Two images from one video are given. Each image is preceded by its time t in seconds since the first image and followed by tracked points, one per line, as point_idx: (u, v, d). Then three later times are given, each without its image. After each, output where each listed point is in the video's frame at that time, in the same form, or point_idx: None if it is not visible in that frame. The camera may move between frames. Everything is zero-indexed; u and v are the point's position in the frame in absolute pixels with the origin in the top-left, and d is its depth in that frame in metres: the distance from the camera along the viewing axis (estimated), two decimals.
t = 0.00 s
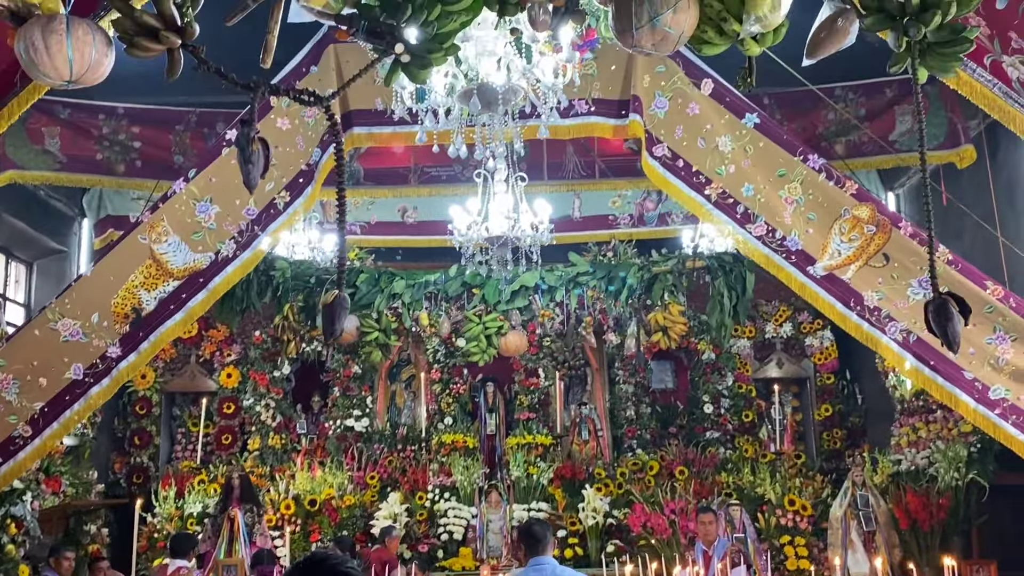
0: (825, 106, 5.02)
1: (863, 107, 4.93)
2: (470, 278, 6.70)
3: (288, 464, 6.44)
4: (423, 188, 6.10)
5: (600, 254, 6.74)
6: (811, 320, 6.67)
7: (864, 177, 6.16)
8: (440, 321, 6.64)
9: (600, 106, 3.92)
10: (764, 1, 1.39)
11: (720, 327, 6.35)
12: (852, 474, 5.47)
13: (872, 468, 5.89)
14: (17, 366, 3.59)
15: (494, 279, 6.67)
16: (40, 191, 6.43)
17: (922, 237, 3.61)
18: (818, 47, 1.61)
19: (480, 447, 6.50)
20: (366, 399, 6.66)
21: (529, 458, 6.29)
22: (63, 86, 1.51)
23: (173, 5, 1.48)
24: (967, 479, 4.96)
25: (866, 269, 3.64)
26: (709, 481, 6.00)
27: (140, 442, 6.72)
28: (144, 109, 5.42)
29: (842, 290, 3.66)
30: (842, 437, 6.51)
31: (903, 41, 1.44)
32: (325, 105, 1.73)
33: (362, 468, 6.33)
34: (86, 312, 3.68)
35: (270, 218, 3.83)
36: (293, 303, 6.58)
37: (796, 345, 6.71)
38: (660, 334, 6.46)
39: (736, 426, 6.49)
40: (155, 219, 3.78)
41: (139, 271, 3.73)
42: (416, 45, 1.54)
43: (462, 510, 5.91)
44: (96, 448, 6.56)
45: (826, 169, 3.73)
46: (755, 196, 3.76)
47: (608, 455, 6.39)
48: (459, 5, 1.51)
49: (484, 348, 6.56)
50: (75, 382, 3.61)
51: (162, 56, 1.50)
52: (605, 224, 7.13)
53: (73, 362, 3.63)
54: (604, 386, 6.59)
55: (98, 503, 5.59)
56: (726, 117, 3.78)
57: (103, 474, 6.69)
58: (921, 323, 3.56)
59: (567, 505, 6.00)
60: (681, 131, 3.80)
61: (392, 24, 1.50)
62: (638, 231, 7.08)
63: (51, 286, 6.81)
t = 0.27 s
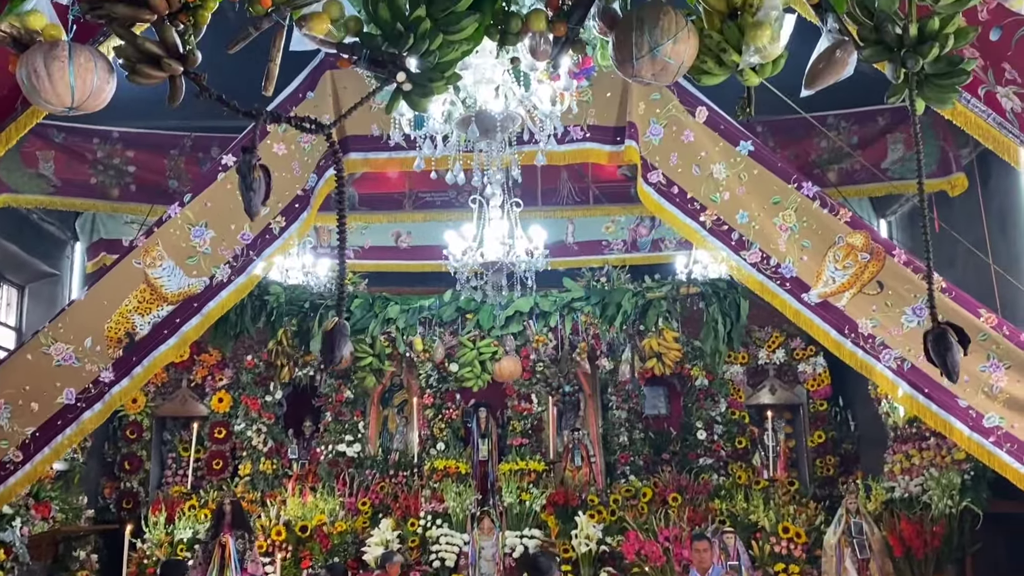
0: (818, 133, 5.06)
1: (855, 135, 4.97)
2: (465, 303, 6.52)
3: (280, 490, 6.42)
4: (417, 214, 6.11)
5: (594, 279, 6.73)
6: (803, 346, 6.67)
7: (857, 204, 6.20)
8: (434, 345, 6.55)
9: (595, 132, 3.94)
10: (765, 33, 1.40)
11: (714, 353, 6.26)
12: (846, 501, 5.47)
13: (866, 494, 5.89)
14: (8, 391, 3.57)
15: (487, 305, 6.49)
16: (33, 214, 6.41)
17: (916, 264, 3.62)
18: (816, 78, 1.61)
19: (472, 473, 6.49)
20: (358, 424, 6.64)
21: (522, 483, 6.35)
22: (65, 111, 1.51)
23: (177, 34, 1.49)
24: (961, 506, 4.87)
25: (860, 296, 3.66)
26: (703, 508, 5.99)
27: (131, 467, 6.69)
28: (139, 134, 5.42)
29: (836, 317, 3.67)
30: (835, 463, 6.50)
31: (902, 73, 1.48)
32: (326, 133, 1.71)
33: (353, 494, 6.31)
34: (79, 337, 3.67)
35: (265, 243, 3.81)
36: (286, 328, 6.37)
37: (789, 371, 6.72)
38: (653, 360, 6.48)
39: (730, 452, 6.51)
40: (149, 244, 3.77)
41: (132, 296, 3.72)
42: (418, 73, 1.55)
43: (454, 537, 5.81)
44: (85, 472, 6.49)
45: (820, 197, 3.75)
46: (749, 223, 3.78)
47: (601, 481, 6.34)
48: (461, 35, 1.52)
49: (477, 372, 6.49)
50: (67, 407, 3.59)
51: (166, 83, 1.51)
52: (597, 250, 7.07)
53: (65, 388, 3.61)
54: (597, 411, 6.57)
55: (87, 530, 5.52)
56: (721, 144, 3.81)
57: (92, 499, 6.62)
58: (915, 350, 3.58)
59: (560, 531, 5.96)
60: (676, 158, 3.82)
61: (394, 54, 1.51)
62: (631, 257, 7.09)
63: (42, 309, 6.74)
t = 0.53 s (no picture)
0: (813, 157, 5.14)
1: (848, 159, 5.00)
2: (459, 325, 6.62)
3: (271, 513, 6.35)
4: (412, 235, 6.13)
5: (587, 301, 6.73)
6: (796, 369, 6.68)
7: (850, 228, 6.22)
8: (428, 367, 6.63)
9: (591, 154, 3.96)
10: (764, 57, 1.41)
11: (708, 377, 6.35)
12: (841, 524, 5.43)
13: (860, 518, 5.88)
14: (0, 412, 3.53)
15: (483, 326, 6.58)
16: (26, 235, 6.39)
17: (911, 288, 3.64)
18: (816, 102, 1.60)
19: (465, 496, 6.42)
20: (350, 446, 6.59)
21: (515, 506, 6.27)
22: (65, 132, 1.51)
23: (179, 57, 1.50)
24: (955, 531, 4.89)
25: (855, 320, 3.67)
26: (697, 532, 5.97)
27: (121, 488, 6.61)
28: (134, 155, 5.43)
29: (831, 341, 3.68)
30: (829, 487, 6.47)
31: (900, 98, 1.50)
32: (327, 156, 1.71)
33: (345, 516, 6.23)
34: (72, 358, 3.64)
35: (260, 264, 3.81)
36: (281, 349, 6.51)
37: (782, 394, 6.67)
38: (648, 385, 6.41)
39: (722, 476, 6.46)
40: (144, 264, 3.75)
41: (126, 316, 3.70)
42: (418, 95, 1.54)
43: (446, 559, 5.76)
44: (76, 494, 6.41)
45: (815, 221, 3.77)
46: (745, 246, 3.79)
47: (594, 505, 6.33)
48: (462, 58, 1.53)
49: (472, 395, 6.51)
50: (58, 429, 3.55)
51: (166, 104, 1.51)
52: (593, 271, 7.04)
53: (57, 409, 3.57)
54: (590, 434, 6.56)
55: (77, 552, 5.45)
56: (716, 168, 3.84)
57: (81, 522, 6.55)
58: (911, 374, 3.58)
59: (553, 555, 5.88)
60: (671, 182, 3.84)
61: (394, 76, 1.50)
62: (624, 279, 7.01)
63: (35, 330, 6.69)
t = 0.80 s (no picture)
0: (809, 183, 5.15)
1: (844, 185, 5.03)
2: (457, 348, 6.48)
3: (265, 537, 6.30)
4: (409, 258, 6.13)
5: (584, 325, 6.70)
6: (792, 394, 6.66)
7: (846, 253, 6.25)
8: (425, 392, 6.47)
9: (590, 178, 3.98)
10: (768, 84, 1.43)
11: (706, 402, 6.27)
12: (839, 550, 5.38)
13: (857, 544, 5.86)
14: None
15: (480, 350, 6.45)
16: (23, 257, 6.37)
17: (908, 314, 3.64)
18: (818, 130, 1.62)
19: (461, 520, 6.42)
20: (345, 470, 6.55)
21: (511, 531, 6.30)
22: (70, 155, 1.51)
23: (185, 81, 1.51)
24: (953, 557, 4.86)
25: (853, 345, 3.68)
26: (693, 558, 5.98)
27: (115, 511, 6.57)
28: (133, 177, 5.43)
29: (829, 366, 3.69)
30: (826, 513, 6.47)
31: (902, 126, 1.52)
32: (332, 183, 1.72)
33: (340, 541, 6.23)
34: (69, 380, 3.63)
35: (258, 286, 3.80)
36: (277, 372, 6.39)
37: (777, 420, 6.67)
38: (646, 410, 6.41)
39: (720, 500, 6.46)
40: (142, 286, 3.75)
41: (123, 339, 3.70)
42: (424, 120, 1.56)
43: None
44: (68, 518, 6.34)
45: (813, 246, 3.79)
46: (743, 271, 3.80)
47: (591, 530, 6.30)
48: (467, 84, 1.55)
49: (470, 419, 6.40)
50: (54, 451, 3.54)
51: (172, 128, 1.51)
52: (588, 295, 7.07)
53: (53, 432, 3.55)
54: (586, 458, 6.52)
55: None
56: (714, 193, 3.85)
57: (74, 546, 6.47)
58: (909, 400, 3.58)
59: None
60: (669, 207, 3.85)
61: (400, 101, 1.51)
62: (622, 303, 7.03)
63: (30, 352, 6.65)
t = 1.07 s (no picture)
0: (805, 214, 5.18)
1: (841, 217, 5.07)
2: (454, 379, 6.48)
3: (259, 569, 6.24)
4: (406, 288, 6.13)
5: (580, 355, 6.68)
6: (789, 425, 6.58)
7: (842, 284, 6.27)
8: (423, 422, 6.47)
9: (587, 210, 3.97)
10: (769, 120, 1.44)
11: (703, 433, 6.34)
12: None
13: None
14: None
15: (478, 380, 6.46)
16: (19, 286, 6.39)
17: (905, 345, 3.67)
18: (819, 164, 1.63)
19: (456, 551, 6.44)
20: (340, 501, 6.47)
21: (507, 564, 6.32)
22: (73, 187, 1.52)
23: (190, 114, 1.53)
24: None
25: (851, 377, 3.69)
26: None
27: (107, 543, 6.37)
28: (131, 207, 5.45)
29: (826, 398, 3.69)
30: (823, 545, 6.42)
31: (902, 161, 1.55)
32: (333, 218, 1.72)
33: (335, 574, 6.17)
34: (65, 410, 3.67)
35: (255, 316, 3.77)
36: (274, 403, 6.46)
37: (774, 451, 6.56)
38: (644, 440, 6.42)
39: (717, 532, 6.40)
40: (139, 316, 3.75)
41: (120, 369, 3.72)
42: (428, 154, 1.58)
43: None
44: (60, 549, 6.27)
45: (810, 278, 3.81)
46: (740, 302, 3.81)
47: (587, 562, 6.28)
48: (471, 118, 1.59)
49: (467, 450, 6.35)
50: (48, 482, 3.58)
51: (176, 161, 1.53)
52: (586, 325, 6.93)
53: (48, 462, 3.60)
54: (583, 488, 6.46)
55: None
56: (711, 225, 3.88)
57: None
58: (907, 432, 3.59)
59: None
60: (666, 238, 3.86)
61: (405, 135, 1.56)
62: (619, 332, 6.95)
63: (25, 381, 6.56)
